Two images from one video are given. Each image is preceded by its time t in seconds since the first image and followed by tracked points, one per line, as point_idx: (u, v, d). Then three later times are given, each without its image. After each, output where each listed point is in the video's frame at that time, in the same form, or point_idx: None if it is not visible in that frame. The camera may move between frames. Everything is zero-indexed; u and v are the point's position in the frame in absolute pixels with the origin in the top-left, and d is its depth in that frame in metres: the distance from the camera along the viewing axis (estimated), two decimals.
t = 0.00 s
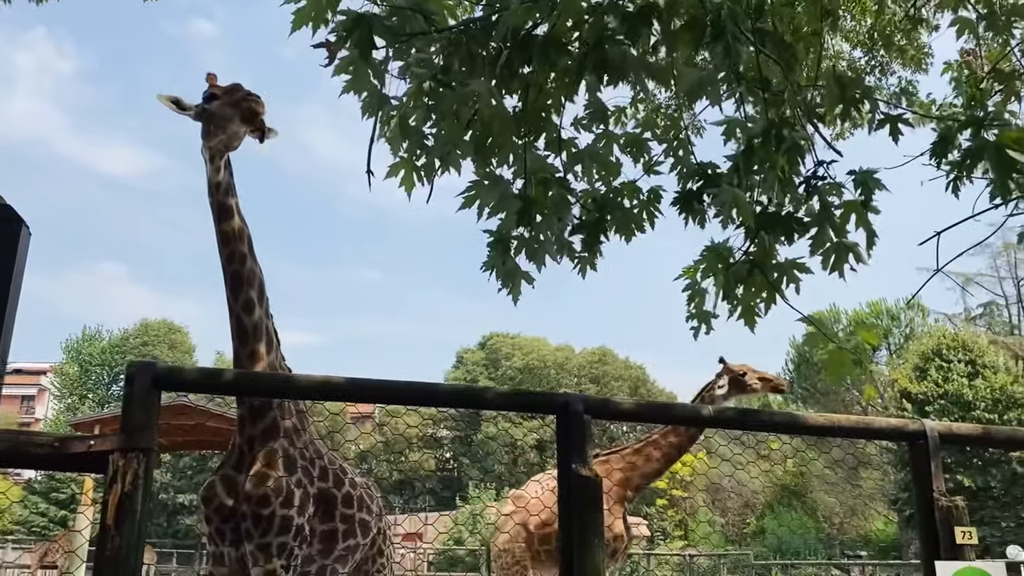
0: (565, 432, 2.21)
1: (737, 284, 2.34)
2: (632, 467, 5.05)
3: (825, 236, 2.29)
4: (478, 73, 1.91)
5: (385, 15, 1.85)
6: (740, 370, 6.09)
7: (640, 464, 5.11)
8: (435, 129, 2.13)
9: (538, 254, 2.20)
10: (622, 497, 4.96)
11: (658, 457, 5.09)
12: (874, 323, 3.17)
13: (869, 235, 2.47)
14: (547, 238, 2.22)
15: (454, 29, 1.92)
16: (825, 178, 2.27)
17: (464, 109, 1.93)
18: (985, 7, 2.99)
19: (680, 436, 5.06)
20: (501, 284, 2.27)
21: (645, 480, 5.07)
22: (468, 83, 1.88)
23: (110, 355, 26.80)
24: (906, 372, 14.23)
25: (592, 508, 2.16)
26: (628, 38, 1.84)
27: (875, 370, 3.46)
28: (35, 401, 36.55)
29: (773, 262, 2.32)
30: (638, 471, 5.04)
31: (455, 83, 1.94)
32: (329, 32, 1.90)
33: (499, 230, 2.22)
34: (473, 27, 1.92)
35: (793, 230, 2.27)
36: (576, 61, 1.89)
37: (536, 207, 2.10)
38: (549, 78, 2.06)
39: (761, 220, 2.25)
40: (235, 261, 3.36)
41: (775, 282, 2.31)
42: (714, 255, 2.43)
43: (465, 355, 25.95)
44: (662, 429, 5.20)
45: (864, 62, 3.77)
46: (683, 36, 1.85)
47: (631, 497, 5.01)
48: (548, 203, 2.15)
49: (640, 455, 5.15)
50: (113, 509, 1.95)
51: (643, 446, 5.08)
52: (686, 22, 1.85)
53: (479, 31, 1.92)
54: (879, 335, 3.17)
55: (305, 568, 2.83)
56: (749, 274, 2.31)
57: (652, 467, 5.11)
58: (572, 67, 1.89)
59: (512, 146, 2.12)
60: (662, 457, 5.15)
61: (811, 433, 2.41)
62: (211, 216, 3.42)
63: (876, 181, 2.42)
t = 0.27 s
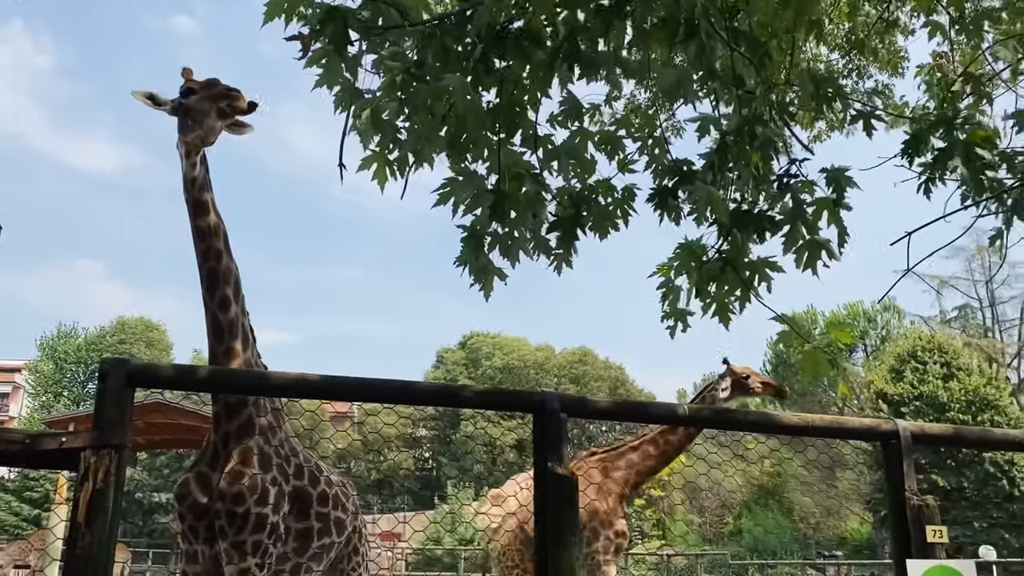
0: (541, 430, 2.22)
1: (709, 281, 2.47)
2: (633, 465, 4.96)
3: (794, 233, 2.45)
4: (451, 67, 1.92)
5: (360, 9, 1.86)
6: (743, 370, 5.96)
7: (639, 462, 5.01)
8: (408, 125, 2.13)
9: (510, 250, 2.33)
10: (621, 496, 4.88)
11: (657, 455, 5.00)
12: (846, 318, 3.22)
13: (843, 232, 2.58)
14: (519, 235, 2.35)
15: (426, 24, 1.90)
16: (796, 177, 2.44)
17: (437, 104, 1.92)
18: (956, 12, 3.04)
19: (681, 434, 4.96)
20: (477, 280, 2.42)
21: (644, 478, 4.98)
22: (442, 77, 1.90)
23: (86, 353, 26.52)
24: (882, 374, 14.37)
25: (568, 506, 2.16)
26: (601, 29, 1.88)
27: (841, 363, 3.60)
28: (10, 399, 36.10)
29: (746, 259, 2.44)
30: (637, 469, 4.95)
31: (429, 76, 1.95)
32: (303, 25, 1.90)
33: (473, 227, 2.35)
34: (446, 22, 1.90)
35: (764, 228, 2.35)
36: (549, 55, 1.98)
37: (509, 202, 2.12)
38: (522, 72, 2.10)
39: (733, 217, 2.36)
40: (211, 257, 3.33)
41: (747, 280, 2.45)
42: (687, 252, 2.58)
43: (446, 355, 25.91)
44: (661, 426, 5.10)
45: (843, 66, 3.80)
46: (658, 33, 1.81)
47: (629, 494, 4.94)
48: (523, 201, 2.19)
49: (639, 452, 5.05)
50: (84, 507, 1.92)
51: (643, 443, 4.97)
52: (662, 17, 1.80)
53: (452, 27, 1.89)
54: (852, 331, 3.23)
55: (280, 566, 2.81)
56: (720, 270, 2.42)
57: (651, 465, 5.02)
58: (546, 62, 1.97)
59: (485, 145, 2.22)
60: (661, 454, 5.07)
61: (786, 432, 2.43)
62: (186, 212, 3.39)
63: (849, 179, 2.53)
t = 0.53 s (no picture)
0: (518, 429, 2.21)
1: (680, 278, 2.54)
2: (634, 465, 4.86)
3: (767, 231, 2.50)
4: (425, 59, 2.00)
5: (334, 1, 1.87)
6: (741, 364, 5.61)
7: (641, 462, 4.92)
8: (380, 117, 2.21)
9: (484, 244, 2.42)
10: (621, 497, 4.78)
11: (659, 454, 4.90)
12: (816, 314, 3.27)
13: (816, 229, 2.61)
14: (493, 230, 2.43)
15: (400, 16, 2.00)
16: (768, 174, 2.48)
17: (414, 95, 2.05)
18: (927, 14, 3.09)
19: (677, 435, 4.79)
20: (451, 275, 2.54)
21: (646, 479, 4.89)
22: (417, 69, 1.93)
23: (60, 351, 26.19)
24: (858, 376, 14.51)
25: (542, 504, 2.16)
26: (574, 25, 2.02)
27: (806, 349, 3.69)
28: None
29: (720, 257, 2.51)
30: (639, 468, 4.86)
31: (401, 68, 1.96)
32: (277, 18, 1.90)
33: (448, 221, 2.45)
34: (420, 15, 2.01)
35: (734, 224, 2.43)
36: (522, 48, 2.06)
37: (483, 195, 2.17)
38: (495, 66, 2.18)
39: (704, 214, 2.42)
40: (185, 253, 3.31)
41: (721, 276, 2.54)
42: (661, 250, 2.56)
43: (425, 355, 25.85)
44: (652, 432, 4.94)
45: (819, 68, 3.83)
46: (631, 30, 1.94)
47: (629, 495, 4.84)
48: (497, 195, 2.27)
49: (640, 452, 4.95)
50: (53, 503, 1.90)
51: (644, 442, 4.87)
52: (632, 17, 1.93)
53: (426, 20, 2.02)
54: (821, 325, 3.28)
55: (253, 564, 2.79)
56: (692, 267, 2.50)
57: (654, 465, 4.93)
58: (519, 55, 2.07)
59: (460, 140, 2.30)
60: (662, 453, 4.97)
61: (760, 431, 2.45)
62: (161, 207, 3.37)
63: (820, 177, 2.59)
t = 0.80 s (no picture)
0: (493, 428, 2.21)
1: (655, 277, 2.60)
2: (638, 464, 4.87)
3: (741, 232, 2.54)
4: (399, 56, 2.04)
5: None
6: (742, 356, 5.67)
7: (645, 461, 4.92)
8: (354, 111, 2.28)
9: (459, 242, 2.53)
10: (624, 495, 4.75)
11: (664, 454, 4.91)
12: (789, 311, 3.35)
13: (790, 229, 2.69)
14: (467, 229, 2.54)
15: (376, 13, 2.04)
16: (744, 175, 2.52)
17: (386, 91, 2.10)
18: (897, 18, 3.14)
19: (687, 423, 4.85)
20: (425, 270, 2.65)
21: (649, 477, 4.86)
22: (391, 65, 2.05)
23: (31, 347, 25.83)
24: (832, 377, 14.65)
25: (517, 503, 2.16)
26: (549, 26, 2.05)
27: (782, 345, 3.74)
28: None
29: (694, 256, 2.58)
30: (644, 467, 4.86)
31: (376, 64, 2.07)
32: (250, 11, 1.90)
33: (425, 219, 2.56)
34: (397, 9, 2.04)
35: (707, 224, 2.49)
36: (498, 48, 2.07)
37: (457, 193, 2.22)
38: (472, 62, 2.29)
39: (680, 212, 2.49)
40: (159, 248, 3.28)
41: (693, 276, 2.59)
42: (637, 248, 2.62)
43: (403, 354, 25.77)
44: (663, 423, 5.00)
45: (793, 71, 3.87)
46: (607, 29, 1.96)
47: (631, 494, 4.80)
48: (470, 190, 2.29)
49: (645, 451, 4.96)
50: (22, 500, 1.87)
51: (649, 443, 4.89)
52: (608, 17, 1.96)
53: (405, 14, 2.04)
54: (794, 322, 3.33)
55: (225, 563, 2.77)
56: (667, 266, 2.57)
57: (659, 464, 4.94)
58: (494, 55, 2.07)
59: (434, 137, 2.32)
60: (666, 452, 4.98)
61: (734, 430, 2.46)
62: (134, 202, 3.33)
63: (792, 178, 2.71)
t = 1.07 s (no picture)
0: (468, 427, 2.21)
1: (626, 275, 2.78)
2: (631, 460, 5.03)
3: (711, 233, 2.78)
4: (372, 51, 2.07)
5: None
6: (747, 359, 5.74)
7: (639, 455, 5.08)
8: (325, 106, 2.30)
9: (431, 238, 2.58)
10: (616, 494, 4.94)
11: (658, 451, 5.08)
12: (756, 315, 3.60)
13: (756, 229, 2.91)
14: (439, 225, 2.59)
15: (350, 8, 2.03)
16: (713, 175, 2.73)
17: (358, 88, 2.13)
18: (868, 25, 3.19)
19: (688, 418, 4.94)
20: (396, 267, 2.66)
21: (645, 473, 5.04)
22: (364, 60, 2.02)
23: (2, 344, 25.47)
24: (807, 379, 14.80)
25: (491, 502, 2.16)
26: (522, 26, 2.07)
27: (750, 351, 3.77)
28: None
29: (664, 256, 2.80)
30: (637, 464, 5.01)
31: (348, 59, 2.05)
32: (220, 4, 1.89)
33: (399, 216, 2.57)
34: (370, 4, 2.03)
35: (679, 223, 2.75)
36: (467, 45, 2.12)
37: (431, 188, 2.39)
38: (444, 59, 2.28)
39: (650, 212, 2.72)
40: (132, 245, 3.24)
41: (664, 274, 2.80)
42: (609, 247, 2.77)
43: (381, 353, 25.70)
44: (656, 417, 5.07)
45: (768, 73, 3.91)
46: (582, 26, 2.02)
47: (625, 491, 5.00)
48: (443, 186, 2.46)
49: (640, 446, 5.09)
50: None
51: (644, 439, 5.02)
52: (581, 14, 2.01)
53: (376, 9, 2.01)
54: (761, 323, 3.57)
55: (196, 561, 2.75)
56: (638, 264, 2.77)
57: (653, 460, 5.10)
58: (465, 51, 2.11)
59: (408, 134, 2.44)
60: (661, 448, 5.14)
61: (707, 430, 2.48)
62: (107, 197, 3.29)
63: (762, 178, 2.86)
